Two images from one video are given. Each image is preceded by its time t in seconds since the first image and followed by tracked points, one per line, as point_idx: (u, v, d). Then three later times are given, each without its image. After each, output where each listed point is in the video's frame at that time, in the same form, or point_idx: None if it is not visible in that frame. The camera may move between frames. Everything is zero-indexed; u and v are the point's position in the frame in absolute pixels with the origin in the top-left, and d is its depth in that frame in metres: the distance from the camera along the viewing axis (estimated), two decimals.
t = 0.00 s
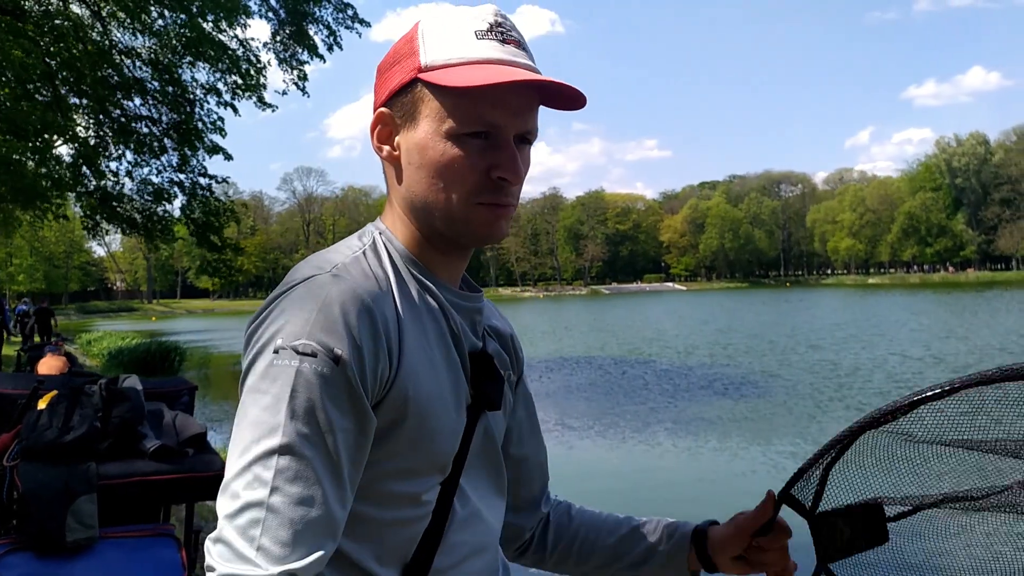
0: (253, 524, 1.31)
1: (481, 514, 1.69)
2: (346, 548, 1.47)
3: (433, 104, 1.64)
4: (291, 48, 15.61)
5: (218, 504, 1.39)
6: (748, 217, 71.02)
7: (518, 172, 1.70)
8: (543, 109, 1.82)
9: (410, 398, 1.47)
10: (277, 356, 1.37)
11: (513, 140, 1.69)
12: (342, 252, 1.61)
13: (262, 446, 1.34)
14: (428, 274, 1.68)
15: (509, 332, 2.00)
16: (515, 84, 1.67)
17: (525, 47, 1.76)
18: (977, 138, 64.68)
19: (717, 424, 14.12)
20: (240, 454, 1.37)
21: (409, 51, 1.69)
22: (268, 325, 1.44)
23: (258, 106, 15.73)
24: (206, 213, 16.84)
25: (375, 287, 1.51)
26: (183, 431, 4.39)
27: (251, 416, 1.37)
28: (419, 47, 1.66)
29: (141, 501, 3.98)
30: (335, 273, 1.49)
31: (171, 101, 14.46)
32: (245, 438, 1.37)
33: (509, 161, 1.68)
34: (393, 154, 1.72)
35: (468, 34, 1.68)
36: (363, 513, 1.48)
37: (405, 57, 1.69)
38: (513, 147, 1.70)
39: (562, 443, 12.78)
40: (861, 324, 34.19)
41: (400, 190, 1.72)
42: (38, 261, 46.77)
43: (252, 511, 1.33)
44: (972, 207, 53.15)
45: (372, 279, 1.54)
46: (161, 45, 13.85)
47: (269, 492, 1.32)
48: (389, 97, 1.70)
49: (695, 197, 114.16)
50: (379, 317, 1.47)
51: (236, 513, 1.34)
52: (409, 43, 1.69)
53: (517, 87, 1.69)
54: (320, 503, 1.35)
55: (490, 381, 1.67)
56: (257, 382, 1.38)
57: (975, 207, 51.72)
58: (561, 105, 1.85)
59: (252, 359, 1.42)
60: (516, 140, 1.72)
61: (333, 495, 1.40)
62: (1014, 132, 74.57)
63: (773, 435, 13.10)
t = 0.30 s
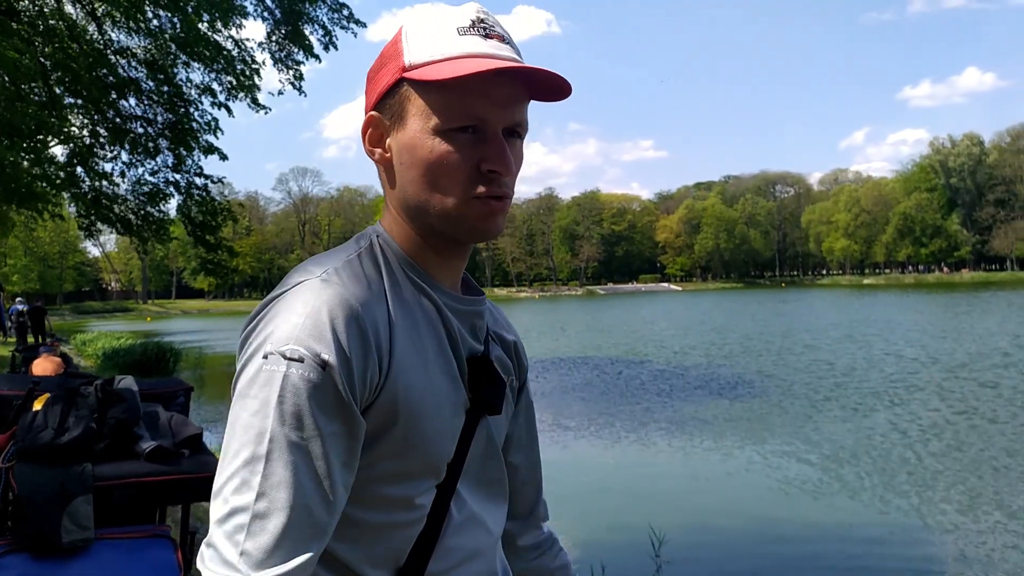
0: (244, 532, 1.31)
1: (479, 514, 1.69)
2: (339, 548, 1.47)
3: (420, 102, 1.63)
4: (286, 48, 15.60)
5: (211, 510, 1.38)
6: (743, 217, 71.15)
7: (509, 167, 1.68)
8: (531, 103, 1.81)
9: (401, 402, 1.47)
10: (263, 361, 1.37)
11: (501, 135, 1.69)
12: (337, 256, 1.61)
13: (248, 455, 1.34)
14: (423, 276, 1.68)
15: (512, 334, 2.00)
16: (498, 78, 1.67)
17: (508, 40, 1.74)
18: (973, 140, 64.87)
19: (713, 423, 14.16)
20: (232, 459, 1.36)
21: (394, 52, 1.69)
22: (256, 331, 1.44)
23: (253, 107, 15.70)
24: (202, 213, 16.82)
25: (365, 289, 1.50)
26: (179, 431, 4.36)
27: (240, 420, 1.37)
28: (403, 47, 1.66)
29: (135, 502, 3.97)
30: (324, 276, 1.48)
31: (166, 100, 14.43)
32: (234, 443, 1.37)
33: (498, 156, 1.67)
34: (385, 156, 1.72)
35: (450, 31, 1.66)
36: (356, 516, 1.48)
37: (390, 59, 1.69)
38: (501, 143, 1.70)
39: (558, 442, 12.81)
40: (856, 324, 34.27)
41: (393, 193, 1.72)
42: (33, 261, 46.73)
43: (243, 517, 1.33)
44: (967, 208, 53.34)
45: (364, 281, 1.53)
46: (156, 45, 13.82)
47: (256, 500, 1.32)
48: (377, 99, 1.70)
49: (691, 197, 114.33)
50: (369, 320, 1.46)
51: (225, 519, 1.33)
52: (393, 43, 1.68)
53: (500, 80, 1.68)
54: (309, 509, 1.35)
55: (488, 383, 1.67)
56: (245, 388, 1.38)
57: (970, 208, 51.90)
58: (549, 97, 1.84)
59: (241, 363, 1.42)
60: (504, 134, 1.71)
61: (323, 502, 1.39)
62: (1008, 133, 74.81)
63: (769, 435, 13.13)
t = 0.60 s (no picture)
0: (226, 524, 1.33)
1: (482, 514, 1.68)
2: (340, 545, 1.47)
3: (434, 103, 1.63)
4: (282, 48, 15.54)
5: (209, 504, 1.39)
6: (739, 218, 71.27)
7: (520, 170, 1.68)
8: (546, 106, 1.80)
9: (401, 402, 1.46)
10: (263, 359, 1.37)
11: (515, 137, 1.68)
12: (342, 255, 1.61)
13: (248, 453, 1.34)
14: (431, 274, 1.68)
15: (519, 336, 2.00)
16: (513, 80, 1.66)
17: (527, 44, 1.74)
18: (967, 141, 65.07)
19: (709, 423, 14.18)
20: (231, 455, 1.37)
21: (412, 52, 1.69)
22: (262, 329, 1.44)
23: (249, 107, 15.63)
24: (198, 213, 16.76)
25: (372, 288, 1.50)
26: (177, 432, 4.33)
27: (241, 416, 1.37)
28: (419, 48, 1.66)
29: (131, 502, 3.94)
30: (332, 276, 1.48)
31: (162, 100, 14.42)
32: (234, 440, 1.38)
33: (510, 158, 1.67)
34: (399, 156, 1.72)
35: (467, 34, 1.66)
36: (356, 516, 1.48)
37: (407, 60, 1.70)
38: (516, 145, 1.69)
39: (555, 442, 12.83)
40: (852, 325, 34.33)
41: (404, 194, 1.73)
42: (28, 261, 46.63)
43: (237, 516, 1.34)
44: (961, 208, 53.48)
45: (372, 281, 1.53)
46: (152, 45, 13.81)
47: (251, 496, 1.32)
48: (391, 100, 1.71)
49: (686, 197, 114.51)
50: (376, 320, 1.46)
51: (220, 515, 1.34)
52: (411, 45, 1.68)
53: (515, 83, 1.68)
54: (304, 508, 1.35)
55: (495, 385, 1.67)
56: (248, 385, 1.38)
57: (964, 208, 52.12)
58: (568, 101, 1.83)
59: (243, 360, 1.43)
60: (520, 137, 1.71)
61: (320, 503, 1.40)
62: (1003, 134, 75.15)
63: (764, 435, 13.16)
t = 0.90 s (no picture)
0: (251, 535, 1.32)
1: (475, 509, 1.70)
2: (339, 549, 1.46)
3: (414, 105, 1.64)
4: (278, 48, 15.55)
5: (211, 504, 1.39)
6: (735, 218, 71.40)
7: (495, 171, 1.67)
8: (525, 110, 1.80)
9: (398, 402, 1.46)
10: (264, 365, 1.36)
11: (491, 140, 1.69)
12: (334, 258, 1.61)
13: (251, 457, 1.34)
14: (419, 277, 1.68)
15: (503, 336, 2.01)
16: (495, 88, 1.66)
17: (507, 46, 1.72)
18: (963, 142, 65.25)
19: (705, 423, 14.23)
20: (232, 459, 1.37)
21: (394, 52, 1.68)
22: (256, 331, 1.43)
23: (246, 107, 15.64)
24: (195, 213, 16.75)
25: (364, 292, 1.50)
26: (173, 432, 4.33)
27: (241, 420, 1.37)
28: (399, 53, 1.66)
29: (130, 502, 3.93)
30: (324, 280, 1.47)
31: (158, 100, 14.40)
32: (235, 442, 1.37)
33: (488, 160, 1.67)
34: (381, 158, 1.74)
35: (445, 35, 1.65)
36: (354, 519, 1.48)
37: (389, 62, 1.70)
38: (496, 148, 1.70)
39: (551, 442, 12.87)
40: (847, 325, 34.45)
41: (389, 196, 1.74)
42: (24, 261, 46.58)
43: (242, 516, 1.33)
44: (957, 209, 53.62)
45: (365, 284, 1.53)
46: (148, 45, 13.79)
47: (252, 500, 1.32)
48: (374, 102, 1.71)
49: (681, 198, 114.74)
50: (368, 320, 1.46)
51: (226, 517, 1.34)
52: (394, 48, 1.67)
53: (498, 86, 1.68)
54: (309, 502, 1.36)
55: (485, 384, 1.68)
56: (246, 388, 1.37)
57: (959, 209, 52.34)
58: (546, 108, 1.83)
59: (240, 367, 1.42)
60: (499, 139, 1.72)
61: (328, 508, 1.39)
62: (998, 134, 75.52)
63: (760, 435, 13.21)
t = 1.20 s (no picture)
0: (241, 538, 1.29)
1: (473, 507, 1.70)
2: (335, 550, 1.46)
3: (388, 108, 1.65)
4: (275, 47, 15.51)
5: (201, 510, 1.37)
6: (731, 219, 71.50)
7: (469, 169, 1.67)
8: (506, 109, 1.80)
9: (386, 401, 1.46)
10: (250, 367, 1.34)
11: (461, 139, 1.68)
12: (320, 260, 1.60)
13: (238, 460, 1.32)
14: (407, 276, 1.68)
15: (498, 334, 2.01)
16: (470, 87, 1.67)
17: (485, 42, 1.72)
18: (958, 142, 65.42)
19: (702, 423, 14.28)
20: (221, 463, 1.35)
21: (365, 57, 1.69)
22: (240, 333, 1.43)
23: (242, 107, 15.61)
24: (191, 213, 16.74)
25: (349, 292, 1.49)
26: (171, 433, 4.30)
27: (227, 423, 1.36)
28: (373, 55, 1.66)
29: (128, 502, 3.92)
30: (308, 279, 1.46)
31: (154, 100, 14.36)
32: (222, 446, 1.36)
33: (462, 161, 1.67)
34: (361, 160, 1.75)
35: (415, 36, 1.65)
36: (348, 521, 1.47)
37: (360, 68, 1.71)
38: (474, 147, 1.71)
39: (549, 442, 12.90)
40: (844, 326, 34.57)
41: (371, 199, 1.74)
42: (19, 261, 46.47)
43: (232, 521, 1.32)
44: (953, 210, 53.76)
45: (350, 284, 1.53)
46: (144, 44, 13.76)
47: (244, 502, 1.30)
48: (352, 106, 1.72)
49: (678, 198, 114.89)
50: (353, 321, 1.45)
51: (218, 521, 1.33)
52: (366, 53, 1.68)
53: (473, 84, 1.68)
54: (301, 503, 1.35)
55: (477, 381, 1.68)
56: (231, 392, 1.36)
57: (955, 210, 52.48)
58: (521, 107, 1.83)
59: (226, 371, 1.40)
60: (478, 138, 1.72)
61: (324, 511, 1.39)
62: (994, 136, 75.74)
63: (758, 435, 13.24)
